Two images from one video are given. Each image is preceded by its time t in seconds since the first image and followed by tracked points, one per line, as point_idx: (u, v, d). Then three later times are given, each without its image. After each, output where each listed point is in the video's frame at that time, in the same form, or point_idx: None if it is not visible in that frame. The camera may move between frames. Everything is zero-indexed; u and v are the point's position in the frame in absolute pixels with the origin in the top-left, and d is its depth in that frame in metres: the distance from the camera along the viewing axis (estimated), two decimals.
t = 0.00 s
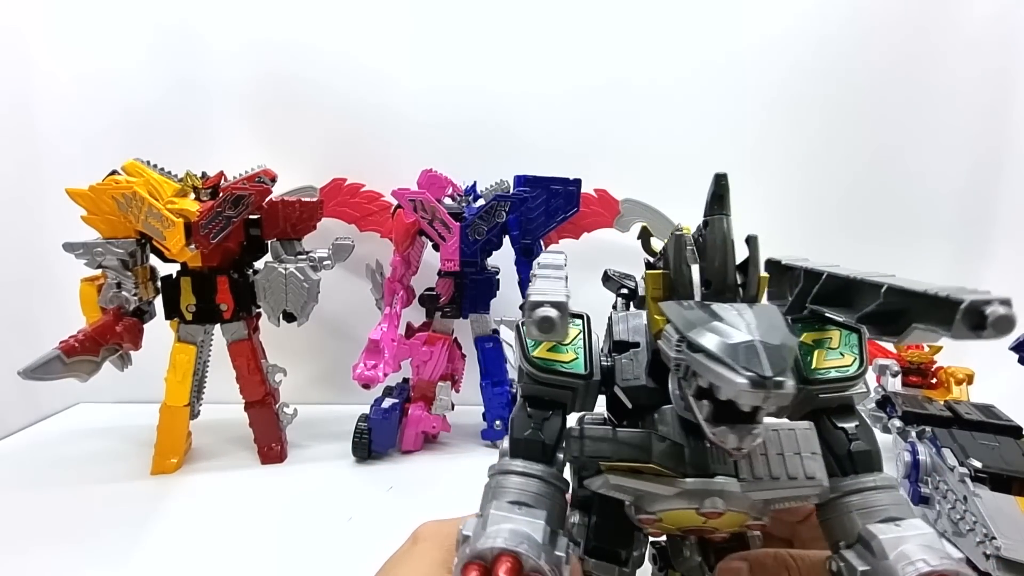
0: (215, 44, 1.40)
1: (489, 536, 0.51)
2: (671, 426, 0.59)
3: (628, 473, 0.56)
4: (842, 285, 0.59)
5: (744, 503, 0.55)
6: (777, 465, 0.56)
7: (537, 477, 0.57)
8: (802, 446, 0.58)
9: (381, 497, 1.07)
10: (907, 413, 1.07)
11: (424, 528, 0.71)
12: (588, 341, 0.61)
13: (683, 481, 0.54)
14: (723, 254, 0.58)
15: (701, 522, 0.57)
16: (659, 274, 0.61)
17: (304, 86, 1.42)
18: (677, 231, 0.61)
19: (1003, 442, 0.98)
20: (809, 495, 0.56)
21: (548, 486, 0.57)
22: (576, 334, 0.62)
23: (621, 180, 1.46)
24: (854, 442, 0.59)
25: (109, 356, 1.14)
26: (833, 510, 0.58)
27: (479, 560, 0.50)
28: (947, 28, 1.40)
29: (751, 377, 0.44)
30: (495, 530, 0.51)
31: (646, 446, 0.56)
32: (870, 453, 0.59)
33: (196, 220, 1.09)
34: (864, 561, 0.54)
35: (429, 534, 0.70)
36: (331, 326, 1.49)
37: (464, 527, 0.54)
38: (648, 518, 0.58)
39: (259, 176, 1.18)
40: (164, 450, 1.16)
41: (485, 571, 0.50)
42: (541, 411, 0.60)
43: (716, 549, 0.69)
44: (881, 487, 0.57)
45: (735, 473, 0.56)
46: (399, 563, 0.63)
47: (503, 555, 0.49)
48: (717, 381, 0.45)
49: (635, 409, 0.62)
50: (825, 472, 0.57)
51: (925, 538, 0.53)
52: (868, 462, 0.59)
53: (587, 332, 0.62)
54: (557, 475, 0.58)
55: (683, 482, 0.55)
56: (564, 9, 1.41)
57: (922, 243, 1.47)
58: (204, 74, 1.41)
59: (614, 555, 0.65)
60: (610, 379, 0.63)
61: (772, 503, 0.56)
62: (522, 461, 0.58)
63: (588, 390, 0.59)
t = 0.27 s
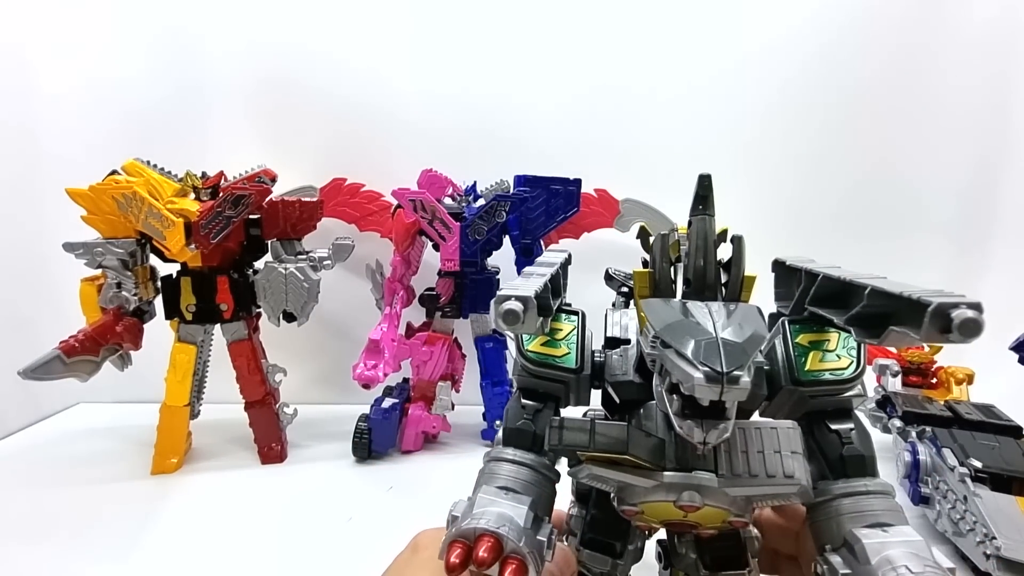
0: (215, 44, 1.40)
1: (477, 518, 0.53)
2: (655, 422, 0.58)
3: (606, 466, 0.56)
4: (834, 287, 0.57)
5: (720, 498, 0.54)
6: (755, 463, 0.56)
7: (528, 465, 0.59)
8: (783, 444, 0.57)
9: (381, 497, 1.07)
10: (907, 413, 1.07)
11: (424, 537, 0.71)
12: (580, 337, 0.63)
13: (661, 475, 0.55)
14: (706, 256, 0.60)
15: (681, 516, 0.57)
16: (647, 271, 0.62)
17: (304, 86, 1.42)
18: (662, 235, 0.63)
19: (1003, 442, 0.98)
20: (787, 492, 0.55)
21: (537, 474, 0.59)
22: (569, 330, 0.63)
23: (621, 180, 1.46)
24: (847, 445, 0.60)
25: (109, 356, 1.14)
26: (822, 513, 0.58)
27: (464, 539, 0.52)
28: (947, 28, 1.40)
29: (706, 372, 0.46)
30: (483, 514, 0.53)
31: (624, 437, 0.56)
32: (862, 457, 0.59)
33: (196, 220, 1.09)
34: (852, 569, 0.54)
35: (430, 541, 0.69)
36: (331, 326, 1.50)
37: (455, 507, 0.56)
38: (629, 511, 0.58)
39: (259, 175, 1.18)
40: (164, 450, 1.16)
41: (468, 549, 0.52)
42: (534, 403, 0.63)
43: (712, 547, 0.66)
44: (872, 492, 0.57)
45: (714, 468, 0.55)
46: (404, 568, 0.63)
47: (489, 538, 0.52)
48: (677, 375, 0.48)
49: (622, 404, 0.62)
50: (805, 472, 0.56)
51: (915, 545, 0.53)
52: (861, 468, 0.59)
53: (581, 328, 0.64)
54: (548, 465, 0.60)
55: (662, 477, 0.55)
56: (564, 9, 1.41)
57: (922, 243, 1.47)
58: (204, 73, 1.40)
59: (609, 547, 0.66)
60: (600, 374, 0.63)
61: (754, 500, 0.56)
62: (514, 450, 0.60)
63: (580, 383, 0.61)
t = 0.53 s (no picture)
0: (216, 44, 1.40)
1: (458, 496, 0.56)
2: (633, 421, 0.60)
3: (579, 458, 0.57)
4: (827, 291, 0.56)
5: (686, 496, 0.55)
6: (727, 464, 0.55)
7: (517, 454, 0.62)
8: (755, 448, 0.56)
9: (381, 497, 1.07)
10: (907, 413, 1.07)
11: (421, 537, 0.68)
12: (574, 335, 0.64)
13: (630, 470, 0.56)
14: (682, 257, 0.60)
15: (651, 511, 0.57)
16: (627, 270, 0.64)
17: (304, 86, 1.42)
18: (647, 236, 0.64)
19: (1003, 442, 0.98)
20: (756, 497, 0.54)
21: (524, 463, 0.62)
22: (567, 327, 0.64)
23: (621, 180, 1.46)
24: (840, 456, 0.59)
25: (109, 356, 1.14)
26: (810, 523, 0.57)
27: (443, 513, 0.55)
28: (947, 29, 1.40)
29: (642, 365, 0.50)
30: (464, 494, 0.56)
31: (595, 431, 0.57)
32: (852, 468, 0.58)
33: (196, 220, 1.09)
34: None
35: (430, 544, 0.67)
36: (332, 326, 1.50)
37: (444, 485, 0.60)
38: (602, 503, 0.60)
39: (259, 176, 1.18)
40: (164, 450, 1.16)
41: (446, 523, 0.55)
42: (528, 394, 0.65)
43: (707, 551, 0.65)
44: (867, 507, 0.56)
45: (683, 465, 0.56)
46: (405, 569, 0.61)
47: (465, 516, 0.54)
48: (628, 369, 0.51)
49: (605, 400, 0.63)
50: (775, 477, 0.54)
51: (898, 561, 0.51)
52: (850, 478, 0.58)
53: (578, 326, 0.65)
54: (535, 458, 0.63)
55: (629, 472, 0.55)
56: (564, 10, 1.41)
57: (922, 243, 1.47)
58: (205, 73, 1.40)
59: (602, 541, 0.66)
60: (589, 368, 0.63)
61: (726, 502, 0.55)
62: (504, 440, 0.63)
63: (570, 377, 0.63)
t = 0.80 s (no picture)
0: (216, 45, 1.40)
1: (483, 484, 0.56)
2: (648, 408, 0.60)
3: (602, 444, 0.58)
4: (826, 285, 0.58)
5: (703, 477, 0.56)
6: (739, 444, 0.56)
7: (536, 443, 0.62)
8: (766, 429, 0.57)
9: (381, 497, 1.07)
10: (907, 413, 1.07)
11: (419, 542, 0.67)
12: (587, 327, 0.64)
13: (649, 452, 0.56)
14: (695, 255, 0.60)
15: (668, 493, 0.58)
16: (644, 269, 0.64)
17: (303, 87, 1.42)
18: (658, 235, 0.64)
19: (1004, 442, 0.98)
20: (768, 476, 0.55)
21: (544, 451, 0.62)
22: (579, 320, 0.64)
23: (621, 180, 1.46)
24: (837, 436, 0.60)
25: (109, 357, 1.14)
26: (812, 496, 0.59)
27: (471, 499, 0.55)
28: (947, 29, 1.40)
29: (671, 356, 0.51)
30: (489, 480, 0.57)
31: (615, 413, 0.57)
32: (850, 448, 0.59)
33: (196, 220, 1.09)
34: (834, 548, 0.54)
35: (429, 548, 0.66)
36: (332, 327, 1.50)
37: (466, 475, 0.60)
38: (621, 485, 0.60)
39: (259, 176, 1.18)
40: (164, 450, 1.16)
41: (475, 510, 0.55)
42: (544, 386, 0.65)
43: (714, 531, 0.64)
44: (864, 483, 0.57)
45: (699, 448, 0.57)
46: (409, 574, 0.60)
47: (492, 501, 0.55)
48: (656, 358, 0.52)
49: (622, 389, 0.63)
50: (785, 456, 0.56)
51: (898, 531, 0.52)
52: (848, 456, 0.59)
53: (591, 319, 0.65)
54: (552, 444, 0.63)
55: (649, 456, 0.56)
56: (564, 10, 1.41)
57: (922, 243, 1.48)
58: (204, 74, 1.41)
59: (613, 523, 0.66)
60: (604, 360, 0.64)
61: (738, 481, 0.56)
62: (523, 429, 0.63)
63: (585, 368, 0.63)
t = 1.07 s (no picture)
0: (216, 44, 1.40)
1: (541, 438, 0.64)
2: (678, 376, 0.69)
3: (642, 403, 0.66)
4: (823, 275, 0.67)
5: (726, 429, 0.65)
6: (755, 402, 0.65)
7: (583, 407, 0.69)
8: (776, 390, 0.65)
9: (381, 497, 1.07)
10: (907, 413, 1.07)
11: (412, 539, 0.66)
12: (625, 308, 0.72)
13: (680, 410, 0.65)
14: (718, 248, 0.69)
15: (696, 445, 0.67)
16: (674, 261, 0.74)
17: (303, 87, 1.42)
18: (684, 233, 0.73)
19: (1004, 442, 0.98)
20: (781, 427, 0.65)
21: (591, 414, 0.69)
22: (617, 303, 0.73)
23: (620, 180, 1.46)
24: (835, 398, 0.66)
25: (109, 357, 1.14)
26: (812, 446, 0.65)
27: (532, 452, 0.63)
28: (947, 29, 1.40)
29: (705, 327, 0.59)
30: (547, 433, 0.65)
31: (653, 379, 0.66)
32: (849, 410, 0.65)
33: (196, 220, 1.09)
34: (829, 488, 0.59)
35: (423, 546, 0.65)
36: (331, 327, 1.49)
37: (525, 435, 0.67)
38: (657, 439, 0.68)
39: (259, 176, 1.18)
40: (164, 450, 1.16)
41: (536, 460, 0.62)
42: (586, 362, 0.72)
43: (730, 482, 0.73)
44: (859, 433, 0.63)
45: (722, 407, 0.65)
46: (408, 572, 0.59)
47: (550, 451, 0.63)
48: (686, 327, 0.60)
49: (655, 360, 0.72)
50: (792, 410, 0.64)
51: (883, 473, 0.57)
52: (845, 414, 0.65)
53: (626, 302, 0.73)
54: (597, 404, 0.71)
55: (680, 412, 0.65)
56: (565, 10, 1.41)
57: (921, 243, 1.48)
58: (204, 73, 1.40)
59: (644, 477, 0.76)
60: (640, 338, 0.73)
61: (753, 432, 0.66)
62: (569, 394, 0.70)
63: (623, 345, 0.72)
